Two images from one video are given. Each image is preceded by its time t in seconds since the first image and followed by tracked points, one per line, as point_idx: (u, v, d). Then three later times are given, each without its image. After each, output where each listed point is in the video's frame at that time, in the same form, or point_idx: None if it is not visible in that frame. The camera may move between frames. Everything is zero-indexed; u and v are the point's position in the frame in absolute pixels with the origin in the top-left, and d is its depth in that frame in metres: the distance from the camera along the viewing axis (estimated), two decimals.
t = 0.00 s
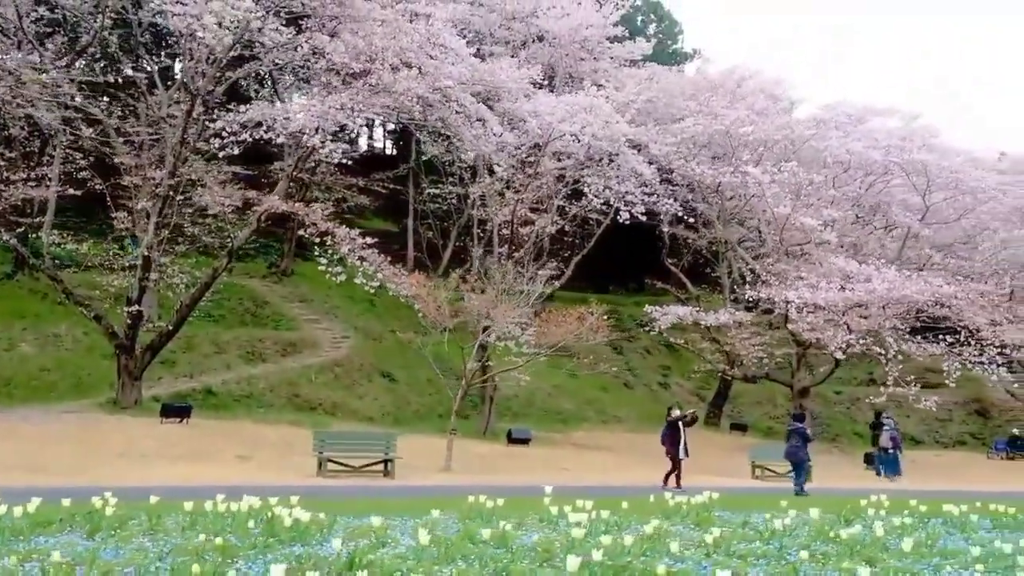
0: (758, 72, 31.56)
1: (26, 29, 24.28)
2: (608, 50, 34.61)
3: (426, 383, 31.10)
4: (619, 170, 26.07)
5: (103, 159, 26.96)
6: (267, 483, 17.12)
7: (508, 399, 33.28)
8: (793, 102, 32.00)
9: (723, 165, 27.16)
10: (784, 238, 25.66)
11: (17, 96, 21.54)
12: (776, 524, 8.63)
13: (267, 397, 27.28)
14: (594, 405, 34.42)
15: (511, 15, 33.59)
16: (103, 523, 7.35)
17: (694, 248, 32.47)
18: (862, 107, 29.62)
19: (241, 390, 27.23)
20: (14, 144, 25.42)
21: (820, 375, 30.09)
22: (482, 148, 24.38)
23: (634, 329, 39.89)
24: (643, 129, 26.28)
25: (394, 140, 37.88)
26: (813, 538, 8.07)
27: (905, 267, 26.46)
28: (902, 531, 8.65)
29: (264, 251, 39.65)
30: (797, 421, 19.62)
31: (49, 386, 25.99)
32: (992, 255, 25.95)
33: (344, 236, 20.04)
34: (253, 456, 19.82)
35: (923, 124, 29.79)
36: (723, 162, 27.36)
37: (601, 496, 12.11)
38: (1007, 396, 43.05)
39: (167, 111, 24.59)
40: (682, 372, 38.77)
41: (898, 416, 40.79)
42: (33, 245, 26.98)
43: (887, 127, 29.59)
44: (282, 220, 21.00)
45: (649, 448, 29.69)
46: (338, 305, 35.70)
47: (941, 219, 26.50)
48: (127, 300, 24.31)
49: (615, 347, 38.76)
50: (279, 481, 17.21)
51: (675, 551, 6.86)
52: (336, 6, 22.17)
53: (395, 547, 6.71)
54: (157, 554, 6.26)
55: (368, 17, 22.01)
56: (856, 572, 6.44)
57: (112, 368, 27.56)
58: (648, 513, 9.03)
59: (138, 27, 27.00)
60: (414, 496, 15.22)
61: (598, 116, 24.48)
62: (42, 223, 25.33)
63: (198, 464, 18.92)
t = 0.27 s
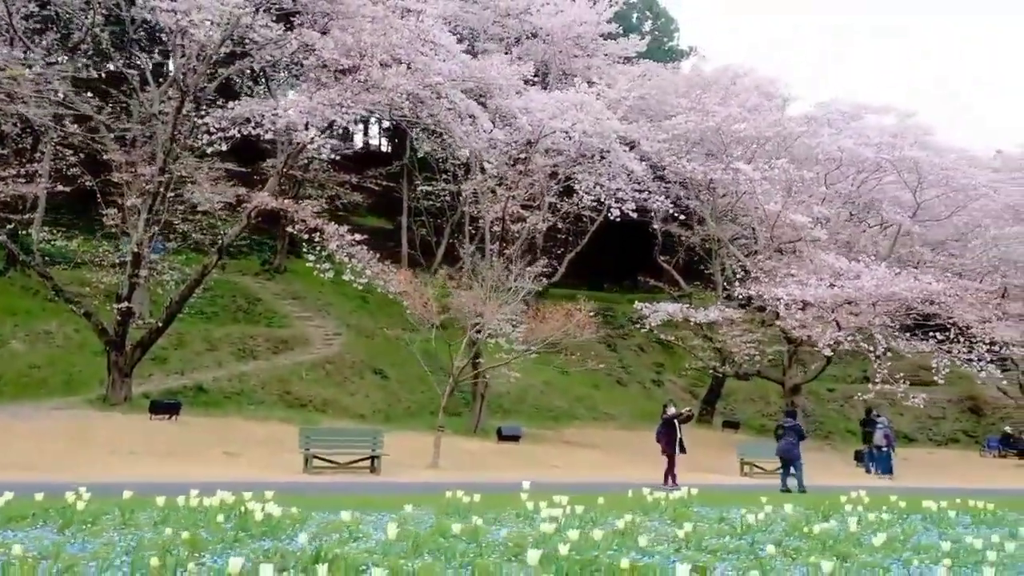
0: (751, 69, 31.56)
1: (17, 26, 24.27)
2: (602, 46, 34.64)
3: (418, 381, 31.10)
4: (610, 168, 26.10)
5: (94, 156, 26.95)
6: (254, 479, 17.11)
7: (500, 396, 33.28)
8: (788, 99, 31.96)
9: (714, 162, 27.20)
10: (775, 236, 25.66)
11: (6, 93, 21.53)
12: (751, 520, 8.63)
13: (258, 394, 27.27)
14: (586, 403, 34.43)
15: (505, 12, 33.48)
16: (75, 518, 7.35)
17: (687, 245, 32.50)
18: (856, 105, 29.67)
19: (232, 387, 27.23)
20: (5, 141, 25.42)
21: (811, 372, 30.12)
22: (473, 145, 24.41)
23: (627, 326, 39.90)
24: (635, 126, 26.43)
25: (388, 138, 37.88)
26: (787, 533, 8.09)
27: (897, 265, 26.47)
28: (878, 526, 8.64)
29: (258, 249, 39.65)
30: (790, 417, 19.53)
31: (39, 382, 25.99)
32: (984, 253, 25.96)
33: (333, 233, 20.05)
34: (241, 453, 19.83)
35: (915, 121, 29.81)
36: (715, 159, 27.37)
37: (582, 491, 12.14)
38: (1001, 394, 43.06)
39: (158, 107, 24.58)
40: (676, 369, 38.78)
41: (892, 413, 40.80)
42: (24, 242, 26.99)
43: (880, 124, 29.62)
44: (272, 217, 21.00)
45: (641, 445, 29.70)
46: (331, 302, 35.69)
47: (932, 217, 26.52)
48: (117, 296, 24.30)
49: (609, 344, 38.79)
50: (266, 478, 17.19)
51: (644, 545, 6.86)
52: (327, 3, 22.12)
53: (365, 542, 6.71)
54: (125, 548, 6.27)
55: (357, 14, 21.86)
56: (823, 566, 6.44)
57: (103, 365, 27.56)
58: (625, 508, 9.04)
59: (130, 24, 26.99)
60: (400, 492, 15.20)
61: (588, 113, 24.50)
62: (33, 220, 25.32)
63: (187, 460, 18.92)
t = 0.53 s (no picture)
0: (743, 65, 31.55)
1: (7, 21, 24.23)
2: (595, 43, 34.71)
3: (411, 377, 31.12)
4: (601, 164, 26.11)
5: (85, 152, 26.90)
6: (241, 475, 17.07)
7: (493, 392, 33.29)
8: (782, 95, 31.93)
9: (706, 158, 27.28)
10: (766, 232, 25.69)
11: None
12: (725, 515, 8.64)
13: (249, 390, 27.27)
14: (579, 399, 34.42)
15: (498, 7, 33.24)
16: (46, 512, 7.33)
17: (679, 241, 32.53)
18: (848, 102, 29.79)
19: (223, 383, 27.20)
20: None
21: (803, 368, 30.15)
22: (462, 140, 24.43)
23: (621, 323, 39.92)
24: (626, 123, 26.66)
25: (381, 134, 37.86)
26: (760, 527, 8.11)
27: (888, 261, 26.50)
28: (853, 521, 8.65)
29: (252, 245, 39.65)
30: (783, 412, 19.30)
31: (30, 378, 25.96)
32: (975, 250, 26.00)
33: (322, 229, 20.06)
34: (230, 448, 19.84)
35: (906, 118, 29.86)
36: (706, 156, 27.41)
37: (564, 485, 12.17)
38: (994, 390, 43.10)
39: (148, 103, 24.54)
40: (670, 365, 38.77)
41: (886, 410, 40.80)
42: (15, 238, 26.94)
43: (872, 122, 29.69)
44: (261, 213, 20.99)
45: (633, 441, 29.69)
46: (324, 298, 35.67)
47: (923, 214, 26.56)
48: (106, 292, 24.25)
49: (603, 340, 38.82)
50: (253, 473, 17.16)
51: (612, 538, 6.88)
52: None
53: (333, 535, 6.69)
54: (90, 541, 6.24)
55: (346, 10, 21.58)
56: (790, 560, 6.44)
57: (94, 361, 27.52)
58: (600, 503, 9.04)
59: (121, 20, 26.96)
60: (384, 487, 15.15)
61: (579, 109, 24.50)
62: (23, 216, 25.28)
63: (175, 456, 18.88)
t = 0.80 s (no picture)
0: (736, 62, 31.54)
1: None
2: (588, 39, 34.69)
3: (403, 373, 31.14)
4: (592, 160, 26.09)
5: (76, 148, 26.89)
6: (228, 470, 17.07)
7: (485, 389, 33.30)
8: (776, 92, 31.91)
9: (697, 155, 27.41)
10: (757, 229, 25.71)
11: None
12: (699, 510, 8.65)
13: (240, 386, 27.28)
14: (572, 395, 34.42)
15: (492, 4, 33.32)
16: (16, 507, 7.34)
17: (673, 238, 32.54)
18: (841, 98, 29.81)
19: (214, 379, 27.20)
20: None
21: (795, 365, 30.22)
22: (453, 137, 24.40)
23: (615, 320, 39.94)
24: (618, 119, 26.80)
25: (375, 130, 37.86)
26: (732, 523, 8.12)
27: (879, 258, 26.51)
28: (827, 516, 8.65)
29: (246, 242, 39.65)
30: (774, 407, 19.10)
31: (21, 375, 25.96)
32: (965, 247, 26.02)
33: (311, 225, 20.06)
34: (218, 444, 19.85)
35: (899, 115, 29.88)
36: (697, 153, 27.45)
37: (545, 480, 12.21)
38: (987, 387, 43.15)
39: (138, 99, 24.50)
40: (663, 362, 38.80)
41: (879, 407, 40.84)
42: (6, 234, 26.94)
43: (864, 118, 29.71)
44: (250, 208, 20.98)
45: (625, 437, 29.71)
46: (318, 294, 35.67)
47: (914, 210, 26.57)
48: (97, 288, 24.24)
49: (596, 337, 38.84)
50: (241, 469, 17.16)
51: (580, 534, 6.89)
52: None
53: (300, 531, 6.70)
54: (55, 536, 6.25)
55: (336, 6, 21.50)
56: (756, 555, 6.44)
57: (85, 357, 27.53)
58: (576, 498, 9.05)
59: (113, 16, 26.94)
60: (370, 483, 15.15)
61: (570, 106, 24.46)
62: (14, 212, 25.27)
63: (162, 452, 18.88)
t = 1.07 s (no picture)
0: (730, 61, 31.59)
1: None
2: (582, 38, 34.73)
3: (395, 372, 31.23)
4: (583, 158, 26.11)
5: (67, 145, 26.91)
6: (216, 468, 17.08)
7: (478, 387, 33.30)
8: (769, 91, 31.93)
9: (688, 153, 27.53)
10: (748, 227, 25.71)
11: None
12: (672, 507, 8.65)
13: (232, 383, 27.32)
14: (566, 393, 34.44)
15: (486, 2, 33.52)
16: None
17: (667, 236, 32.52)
18: (834, 97, 29.90)
19: (206, 377, 27.22)
20: None
21: (788, 363, 30.25)
22: (443, 135, 24.43)
23: (609, 318, 39.93)
24: (609, 117, 27.01)
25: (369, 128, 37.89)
26: (702, 518, 8.13)
27: (870, 256, 26.51)
28: (803, 512, 8.63)
29: (240, 240, 39.67)
30: (762, 406, 19.17)
31: (13, 372, 25.99)
32: (957, 244, 26.00)
33: (300, 222, 20.08)
34: (207, 442, 19.85)
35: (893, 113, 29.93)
36: (689, 151, 27.52)
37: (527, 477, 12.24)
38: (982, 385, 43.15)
39: (128, 96, 24.51)
40: (657, 361, 38.81)
41: (873, 405, 40.86)
42: None
43: (858, 117, 29.77)
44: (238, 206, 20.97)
45: (617, 436, 29.73)
46: (311, 292, 35.68)
47: (905, 208, 26.59)
48: (87, 285, 24.24)
49: (590, 335, 38.87)
50: (228, 466, 17.18)
51: (545, 530, 6.89)
52: None
53: (268, 526, 6.73)
54: (20, 531, 6.27)
55: (325, 4, 21.63)
56: (722, 551, 6.45)
57: (77, 355, 27.55)
58: (552, 495, 9.07)
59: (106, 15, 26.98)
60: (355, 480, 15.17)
61: (560, 104, 24.47)
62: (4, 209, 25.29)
63: (151, 450, 18.88)
